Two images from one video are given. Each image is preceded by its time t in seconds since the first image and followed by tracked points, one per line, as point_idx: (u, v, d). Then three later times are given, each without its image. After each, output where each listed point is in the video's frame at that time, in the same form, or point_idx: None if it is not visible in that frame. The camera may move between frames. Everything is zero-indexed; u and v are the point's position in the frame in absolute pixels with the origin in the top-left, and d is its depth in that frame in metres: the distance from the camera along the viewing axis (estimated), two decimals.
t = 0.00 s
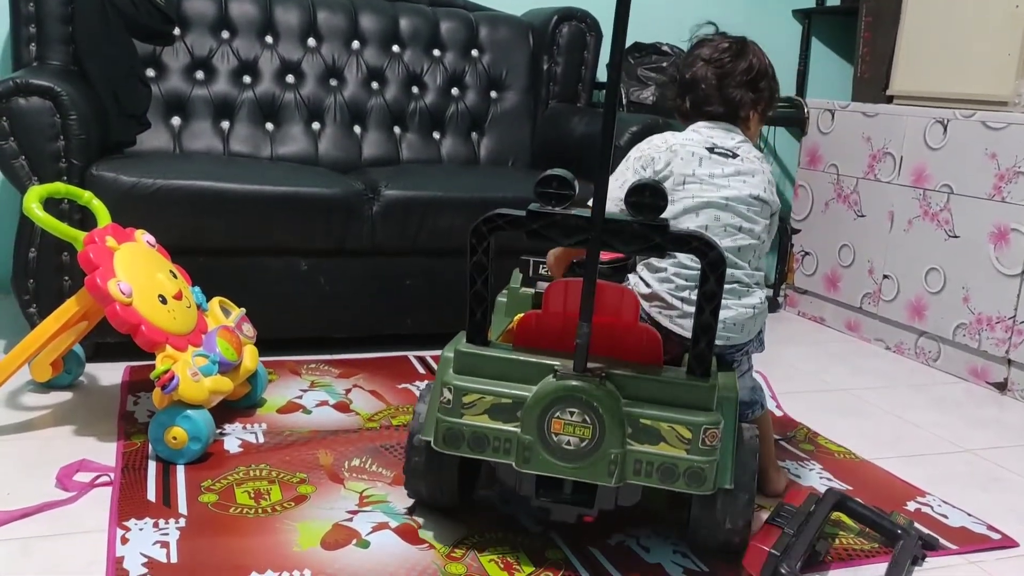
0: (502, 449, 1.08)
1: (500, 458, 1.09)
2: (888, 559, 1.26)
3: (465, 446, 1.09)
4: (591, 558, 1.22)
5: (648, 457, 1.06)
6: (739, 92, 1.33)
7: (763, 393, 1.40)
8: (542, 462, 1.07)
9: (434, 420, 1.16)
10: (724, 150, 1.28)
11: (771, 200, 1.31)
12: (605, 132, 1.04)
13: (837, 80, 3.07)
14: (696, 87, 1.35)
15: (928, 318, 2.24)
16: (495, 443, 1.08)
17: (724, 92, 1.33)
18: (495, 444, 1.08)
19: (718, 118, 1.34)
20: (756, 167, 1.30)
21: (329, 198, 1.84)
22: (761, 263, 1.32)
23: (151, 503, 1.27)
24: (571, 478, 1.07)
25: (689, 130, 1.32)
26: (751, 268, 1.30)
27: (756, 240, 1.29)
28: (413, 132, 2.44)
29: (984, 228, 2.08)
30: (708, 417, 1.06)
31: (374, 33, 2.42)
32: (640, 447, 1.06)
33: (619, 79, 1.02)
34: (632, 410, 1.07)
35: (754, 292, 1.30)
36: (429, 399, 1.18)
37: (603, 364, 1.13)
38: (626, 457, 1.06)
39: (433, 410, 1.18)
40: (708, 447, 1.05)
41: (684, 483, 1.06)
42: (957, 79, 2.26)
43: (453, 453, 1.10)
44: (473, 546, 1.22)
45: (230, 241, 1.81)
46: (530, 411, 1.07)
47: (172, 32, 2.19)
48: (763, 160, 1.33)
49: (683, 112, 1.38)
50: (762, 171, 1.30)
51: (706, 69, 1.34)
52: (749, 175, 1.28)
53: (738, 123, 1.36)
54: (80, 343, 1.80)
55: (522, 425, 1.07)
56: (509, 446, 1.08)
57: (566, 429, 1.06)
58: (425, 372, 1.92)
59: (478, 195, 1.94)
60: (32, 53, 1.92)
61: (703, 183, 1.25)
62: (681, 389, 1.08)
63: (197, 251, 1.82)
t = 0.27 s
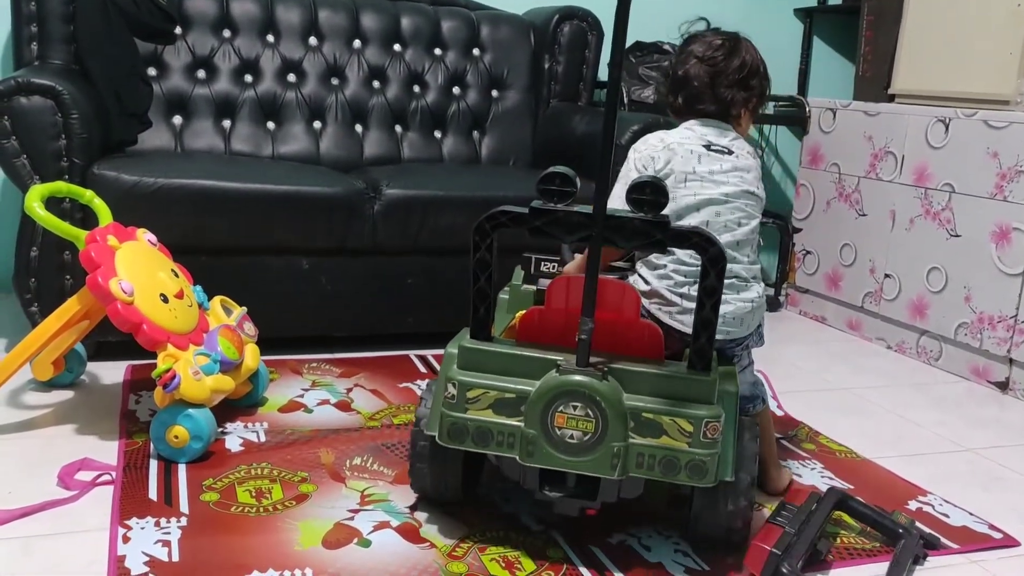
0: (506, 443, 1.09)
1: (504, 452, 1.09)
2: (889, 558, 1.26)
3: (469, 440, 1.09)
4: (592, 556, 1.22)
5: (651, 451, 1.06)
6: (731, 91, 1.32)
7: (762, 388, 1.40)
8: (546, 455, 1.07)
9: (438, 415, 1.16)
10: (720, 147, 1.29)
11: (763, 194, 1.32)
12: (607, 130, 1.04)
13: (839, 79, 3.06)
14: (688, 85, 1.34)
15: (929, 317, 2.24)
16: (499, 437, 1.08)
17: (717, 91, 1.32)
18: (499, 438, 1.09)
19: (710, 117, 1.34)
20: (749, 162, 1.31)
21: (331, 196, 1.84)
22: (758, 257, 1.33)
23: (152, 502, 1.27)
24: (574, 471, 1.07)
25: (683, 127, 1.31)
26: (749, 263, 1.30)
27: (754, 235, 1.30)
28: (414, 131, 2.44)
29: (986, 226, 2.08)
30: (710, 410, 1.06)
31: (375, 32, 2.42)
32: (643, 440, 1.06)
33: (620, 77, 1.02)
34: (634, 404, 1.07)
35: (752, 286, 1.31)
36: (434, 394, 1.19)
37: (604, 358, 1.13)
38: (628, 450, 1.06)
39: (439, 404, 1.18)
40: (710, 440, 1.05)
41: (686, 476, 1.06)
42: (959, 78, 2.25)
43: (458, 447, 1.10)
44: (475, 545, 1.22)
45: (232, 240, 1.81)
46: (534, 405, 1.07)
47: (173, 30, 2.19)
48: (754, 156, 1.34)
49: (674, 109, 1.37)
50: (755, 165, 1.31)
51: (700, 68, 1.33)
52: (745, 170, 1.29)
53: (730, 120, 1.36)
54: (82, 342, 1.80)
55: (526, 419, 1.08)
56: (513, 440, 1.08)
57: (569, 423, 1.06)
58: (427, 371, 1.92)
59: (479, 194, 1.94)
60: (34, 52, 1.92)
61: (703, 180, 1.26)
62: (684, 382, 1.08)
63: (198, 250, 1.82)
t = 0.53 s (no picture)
0: (509, 440, 1.09)
1: (507, 449, 1.09)
2: (891, 558, 1.26)
3: (472, 437, 1.10)
4: (594, 555, 1.22)
5: (653, 448, 1.06)
6: (749, 89, 1.32)
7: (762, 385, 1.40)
8: (549, 452, 1.08)
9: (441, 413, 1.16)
10: (740, 145, 1.28)
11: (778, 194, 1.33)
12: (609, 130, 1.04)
13: (841, 79, 3.06)
14: (707, 83, 1.34)
15: (931, 316, 2.24)
16: (502, 434, 1.09)
17: (736, 88, 1.32)
18: (502, 435, 1.09)
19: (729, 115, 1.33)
20: (768, 162, 1.31)
21: (333, 196, 1.84)
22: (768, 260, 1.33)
23: (154, 502, 1.27)
24: (577, 468, 1.07)
25: (703, 123, 1.31)
26: (759, 266, 1.30)
27: (768, 237, 1.30)
28: (416, 131, 2.44)
29: (988, 226, 2.08)
30: (711, 407, 1.06)
31: (377, 31, 2.42)
32: (645, 437, 1.07)
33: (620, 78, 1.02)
34: (635, 401, 1.07)
35: (760, 289, 1.30)
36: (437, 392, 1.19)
37: (605, 356, 1.12)
38: (631, 447, 1.07)
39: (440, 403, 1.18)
40: (712, 437, 1.06)
41: (688, 472, 1.06)
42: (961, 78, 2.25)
43: (461, 445, 1.10)
44: (477, 545, 1.22)
45: (234, 240, 1.81)
46: (537, 403, 1.07)
47: (175, 30, 2.19)
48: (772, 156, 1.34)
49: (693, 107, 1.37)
50: (773, 166, 1.32)
51: (718, 65, 1.32)
52: (764, 170, 1.29)
53: (749, 119, 1.36)
54: (84, 342, 1.80)
55: (529, 417, 1.08)
56: (517, 437, 1.09)
57: (572, 421, 1.06)
58: (429, 371, 1.92)
59: (481, 194, 1.94)
60: (37, 51, 1.92)
61: (722, 180, 1.25)
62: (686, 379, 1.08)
63: (200, 249, 1.82)
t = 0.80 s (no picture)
0: (503, 445, 1.09)
1: (501, 454, 1.09)
2: (892, 558, 1.26)
3: (466, 442, 1.10)
4: (595, 555, 1.22)
5: (649, 454, 1.06)
6: (769, 81, 1.30)
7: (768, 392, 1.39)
8: (543, 458, 1.07)
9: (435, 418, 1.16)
10: (750, 141, 1.28)
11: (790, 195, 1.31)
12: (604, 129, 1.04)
13: (842, 78, 3.06)
14: (727, 73, 1.32)
15: (932, 316, 2.24)
16: (497, 440, 1.09)
17: (755, 80, 1.30)
18: (496, 441, 1.09)
19: (744, 107, 1.32)
20: (780, 160, 1.30)
21: (333, 195, 1.84)
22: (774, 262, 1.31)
23: (155, 501, 1.27)
24: (572, 474, 1.07)
25: (716, 117, 1.32)
26: (762, 268, 1.29)
27: (773, 237, 1.28)
28: (417, 130, 2.44)
29: (990, 226, 2.08)
30: (709, 413, 1.05)
31: (378, 30, 2.42)
32: (641, 444, 1.06)
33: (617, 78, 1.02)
34: (631, 407, 1.07)
35: (763, 293, 1.29)
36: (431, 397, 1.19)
37: (599, 360, 1.12)
38: (626, 453, 1.06)
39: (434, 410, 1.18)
40: (709, 444, 1.05)
41: (685, 480, 1.05)
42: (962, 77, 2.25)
43: (455, 450, 1.10)
44: (478, 544, 1.22)
45: (234, 239, 1.81)
46: (531, 408, 1.07)
47: (177, 29, 2.19)
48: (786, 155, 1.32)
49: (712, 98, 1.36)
50: (785, 164, 1.30)
51: (740, 56, 1.31)
52: (773, 168, 1.28)
53: (767, 113, 1.33)
54: (85, 341, 1.81)
55: (523, 422, 1.08)
56: (511, 442, 1.09)
57: (566, 426, 1.06)
58: (430, 370, 1.92)
59: (481, 193, 1.94)
60: (38, 51, 1.91)
61: (726, 173, 1.25)
62: (685, 385, 1.07)
63: (201, 249, 1.82)
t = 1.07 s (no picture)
0: (486, 457, 1.09)
1: (484, 467, 1.09)
2: (891, 556, 1.26)
3: (449, 453, 1.10)
4: (595, 555, 1.22)
5: (636, 474, 1.05)
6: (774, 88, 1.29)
7: (775, 408, 1.40)
8: (525, 472, 1.07)
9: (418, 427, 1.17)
10: (750, 157, 1.26)
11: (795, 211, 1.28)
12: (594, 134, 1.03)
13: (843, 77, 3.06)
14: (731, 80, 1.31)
15: (933, 315, 2.24)
16: (480, 452, 1.09)
17: (759, 88, 1.30)
18: (479, 453, 1.09)
19: (750, 115, 1.31)
20: (784, 176, 1.27)
21: (334, 194, 1.84)
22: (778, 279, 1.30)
23: (156, 499, 1.27)
24: (554, 491, 1.07)
25: (719, 129, 1.30)
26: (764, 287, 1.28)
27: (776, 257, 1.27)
28: (417, 129, 2.44)
29: (990, 225, 2.08)
30: (700, 433, 1.04)
31: (379, 29, 2.42)
32: (628, 462, 1.05)
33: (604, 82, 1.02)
34: (620, 424, 1.06)
35: (765, 311, 1.29)
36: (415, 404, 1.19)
37: (588, 374, 1.12)
38: (612, 471, 1.06)
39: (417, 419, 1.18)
40: (699, 466, 1.04)
41: (672, 502, 1.05)
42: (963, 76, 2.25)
43: (438, 460, 1.11)
44: (478, 543, 1.23)
45: (234, 238, 1.81)
46: (514, 420, 1.07)
47: (177, 28, 2.19)
48: (792, 168, 1.29)
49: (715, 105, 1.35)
50: (790, 180, 1.27)
51: (743, 61, 1.30)
52: (776, 185, 1.26)
53: (773, 121, 1.33)
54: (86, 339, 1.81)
55: (507, 435, 1.08)
56: (494, 455, 1.09)
57: (550, 441, 1.05)
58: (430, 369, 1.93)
59: (481, 192, 1.94)
60: (38, 49, 1.91)
61: (724, 193, 1.24)
62: (676, 402, 1.07)
63: (202, 248, 1.82)
